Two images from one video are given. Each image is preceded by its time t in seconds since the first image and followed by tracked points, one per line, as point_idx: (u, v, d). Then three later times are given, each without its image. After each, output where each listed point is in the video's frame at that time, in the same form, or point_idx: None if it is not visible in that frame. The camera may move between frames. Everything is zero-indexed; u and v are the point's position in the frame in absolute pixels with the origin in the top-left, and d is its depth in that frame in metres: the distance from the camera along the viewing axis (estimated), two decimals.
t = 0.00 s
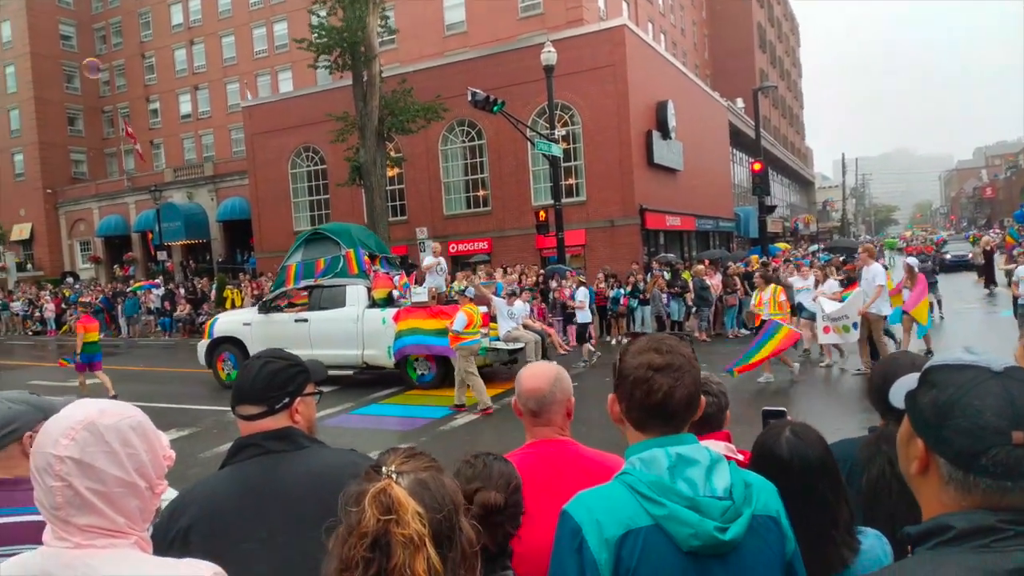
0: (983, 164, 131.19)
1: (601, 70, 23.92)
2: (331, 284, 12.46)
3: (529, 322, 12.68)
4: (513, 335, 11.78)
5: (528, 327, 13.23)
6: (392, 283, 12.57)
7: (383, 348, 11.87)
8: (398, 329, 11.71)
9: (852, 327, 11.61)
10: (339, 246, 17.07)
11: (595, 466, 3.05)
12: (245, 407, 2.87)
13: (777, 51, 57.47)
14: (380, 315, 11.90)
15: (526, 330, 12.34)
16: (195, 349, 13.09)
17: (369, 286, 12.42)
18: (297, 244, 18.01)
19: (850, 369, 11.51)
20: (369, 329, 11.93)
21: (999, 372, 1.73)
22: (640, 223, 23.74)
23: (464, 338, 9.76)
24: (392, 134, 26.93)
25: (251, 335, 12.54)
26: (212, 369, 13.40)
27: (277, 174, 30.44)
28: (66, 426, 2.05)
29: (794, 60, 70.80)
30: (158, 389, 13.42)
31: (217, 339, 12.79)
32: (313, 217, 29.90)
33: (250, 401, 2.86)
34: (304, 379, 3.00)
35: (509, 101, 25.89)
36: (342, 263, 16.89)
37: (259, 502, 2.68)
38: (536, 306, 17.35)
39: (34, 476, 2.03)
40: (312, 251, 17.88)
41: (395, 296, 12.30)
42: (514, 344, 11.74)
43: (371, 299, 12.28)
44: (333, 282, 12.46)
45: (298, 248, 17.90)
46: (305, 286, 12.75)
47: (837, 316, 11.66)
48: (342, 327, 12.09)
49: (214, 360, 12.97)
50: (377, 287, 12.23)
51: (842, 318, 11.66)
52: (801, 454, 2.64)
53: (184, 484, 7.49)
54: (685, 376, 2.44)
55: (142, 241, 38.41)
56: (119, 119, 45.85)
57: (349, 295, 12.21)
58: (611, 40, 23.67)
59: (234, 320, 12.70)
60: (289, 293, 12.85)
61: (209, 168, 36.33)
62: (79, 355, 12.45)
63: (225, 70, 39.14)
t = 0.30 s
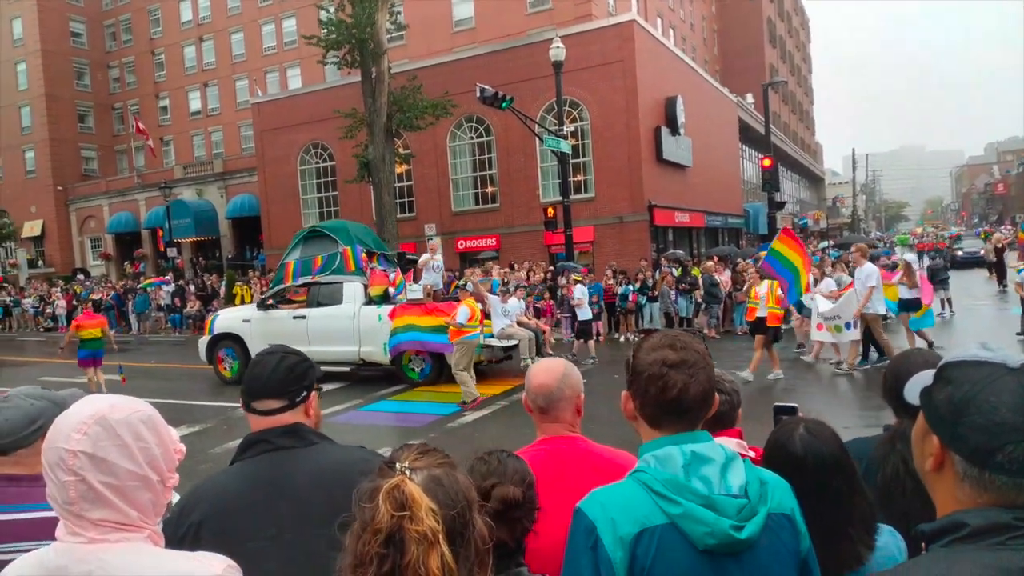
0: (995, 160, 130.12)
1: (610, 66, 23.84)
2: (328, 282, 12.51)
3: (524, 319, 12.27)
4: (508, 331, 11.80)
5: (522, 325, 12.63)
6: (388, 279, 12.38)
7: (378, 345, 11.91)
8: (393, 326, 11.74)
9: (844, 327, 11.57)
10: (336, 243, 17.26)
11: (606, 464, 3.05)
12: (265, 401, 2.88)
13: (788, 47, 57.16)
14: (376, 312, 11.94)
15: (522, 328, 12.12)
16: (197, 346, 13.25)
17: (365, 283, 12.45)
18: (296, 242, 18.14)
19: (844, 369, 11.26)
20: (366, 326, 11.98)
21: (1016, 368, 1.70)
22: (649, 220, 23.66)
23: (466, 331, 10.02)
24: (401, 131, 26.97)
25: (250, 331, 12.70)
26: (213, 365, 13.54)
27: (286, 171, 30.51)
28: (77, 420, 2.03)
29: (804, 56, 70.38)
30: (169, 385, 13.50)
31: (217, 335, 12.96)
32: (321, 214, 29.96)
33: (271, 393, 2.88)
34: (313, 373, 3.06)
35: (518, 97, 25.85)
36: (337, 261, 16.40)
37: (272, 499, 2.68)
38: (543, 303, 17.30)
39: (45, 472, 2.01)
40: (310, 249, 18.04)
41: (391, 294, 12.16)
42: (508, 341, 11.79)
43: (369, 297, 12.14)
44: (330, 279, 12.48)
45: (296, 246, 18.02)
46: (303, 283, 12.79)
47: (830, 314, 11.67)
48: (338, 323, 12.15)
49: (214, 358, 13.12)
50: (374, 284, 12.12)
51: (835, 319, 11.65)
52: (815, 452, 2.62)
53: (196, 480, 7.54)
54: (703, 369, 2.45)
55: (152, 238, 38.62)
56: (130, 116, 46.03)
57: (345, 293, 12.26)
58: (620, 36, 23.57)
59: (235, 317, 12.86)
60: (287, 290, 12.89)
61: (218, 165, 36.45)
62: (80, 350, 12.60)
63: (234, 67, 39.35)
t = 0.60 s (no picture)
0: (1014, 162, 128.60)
1: (624, 69, 23.82)
2: (332, 286, 12.55)
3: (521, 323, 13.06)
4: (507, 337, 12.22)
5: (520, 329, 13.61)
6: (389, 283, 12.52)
7: (380, 349, 11.97)
8: (393, 330, 11.85)
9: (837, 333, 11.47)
10: (339, 248, 17.59)
11: (623, 469, 3.03)
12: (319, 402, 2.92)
13: (803, 49, 56.86)
14: (378, 316, 12.02)
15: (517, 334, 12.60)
16: (204, 350, 13.42)
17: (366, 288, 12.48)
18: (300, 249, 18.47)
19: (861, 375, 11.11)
20: (367, 330, 12.02)
21: None
22: (663, 223, 23.58)
23: (473, 337, 9.92)
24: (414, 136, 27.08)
25: (255, 336, 12.82)
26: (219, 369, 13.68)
27: (301, 176, 30.71)
28: (94, 424, 2.04)
29: (820, 58, 69.97)
30: (186, 388, 13.60)
31: (224, 340, 13.11)
32: (336, 218, 30.14)
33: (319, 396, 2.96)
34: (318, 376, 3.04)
35: (531, 101, 25.88)
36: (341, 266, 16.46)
37: (291, 504, 2.68)
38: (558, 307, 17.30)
39: (62, 475, 2.01)
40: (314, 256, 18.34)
41: (393, 298, 12.37)
42: (507, 346, 12.08)
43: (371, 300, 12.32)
44: (335, 283, 12.51)
45: (301, 252, 18.35)
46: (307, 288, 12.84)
47: (825, 319, 11.57)
48: (340, 327, 12.20)
49: (220, 362, 13.27)
50: (376, 288, 12.39)
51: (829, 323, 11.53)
52: (833, 457, 2.59)
53: (212, 483, 7.58)
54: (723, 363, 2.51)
55: (169, 243, 38.97)
56: (147, 122, 46.49)
57: (348, 297, 12.31)
58: (634, 40, 23.54)
59: (241, 321, 13.00)
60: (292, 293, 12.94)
61: (234, 170, 36.76)
62: (92, 354, 12.73)
63: (251, 72, 39.75)
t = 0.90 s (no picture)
0: None
1: (633, 76, 23.86)
2: (333, 293, 12.60)
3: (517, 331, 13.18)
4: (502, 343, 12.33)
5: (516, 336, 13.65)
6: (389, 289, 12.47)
7: (379, 356, 12.04)
8: (392, 337, 11.91)
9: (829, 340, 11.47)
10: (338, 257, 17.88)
11: (635, 476, 3.03)
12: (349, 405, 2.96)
13: (813, 54, 56.74)
14: (377, 324, 12.06)
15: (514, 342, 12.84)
16: (208, 357, 13.58)
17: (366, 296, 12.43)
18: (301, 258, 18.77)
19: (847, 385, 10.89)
20: (366, 338, 12.07)
21: None
22: (674, 229, 23.53)
23: (467, 345, 9.87)
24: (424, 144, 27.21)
25: (258, 343, 12.95)
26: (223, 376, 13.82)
27: (312, 184, 30.88)
28: (107, 435, 2.06)
29: (830, 63, 69.80)
30: (198, 396, 13.66)
31: (227, 347, 13.25)
32: (347, 226, 30.28)
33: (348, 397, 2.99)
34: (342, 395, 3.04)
35: (541, 109, 25.94)
36: (341, 273, 16.49)
37: (308, 513, 2.69)
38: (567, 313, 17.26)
39: (76, 485, 2.03)
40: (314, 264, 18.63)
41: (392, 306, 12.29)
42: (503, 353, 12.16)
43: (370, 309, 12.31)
44: (335, 291, 12.56)
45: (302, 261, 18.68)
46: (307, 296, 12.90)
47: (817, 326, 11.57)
48: (339, 335, 12.27)
49: (224, 369, 13.41)
50: (375, 296, 12.29)
51: (821, 329, 11.52)
52: (848, 463, 2.58)
53: (226, 490, 7.62)
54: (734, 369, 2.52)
55: (182, 251, 39.25)
56: (160, 131, 46.92)
57: (347, 304, 12.34)
58: (643, 46, 23.58)
59: (244, 328, 13.12)
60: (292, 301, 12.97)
61: (246, 179, 37.00)
62: (100, 362, 12.84)
63: (262, 82, 40.16)
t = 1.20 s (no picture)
0: None
1: (647, 76, 23.80)
2: (337, 295, 12.68)
3: (515, 331, 13.16)
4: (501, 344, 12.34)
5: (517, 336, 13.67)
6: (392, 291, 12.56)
7: (381, 357, 12.12)
8: (394, 337, 11.92)
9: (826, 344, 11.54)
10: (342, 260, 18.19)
11: (647, 476, 3.02)
12: (308, 417, 2.91)
13: (829, 52, 56.29)
14: (379, 325, 12.12)
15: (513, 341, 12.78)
16: (216, 357, 13.76)
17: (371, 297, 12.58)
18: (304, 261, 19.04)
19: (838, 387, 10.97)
20: (369, 339, 12.15)
21: None
22: (688, 229, 23.43)
23: (465, 347, 9.94)
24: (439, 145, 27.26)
25: (264, 344, 13.11)
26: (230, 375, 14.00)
27: (327, 186, 31.06)
28: (122, 435, 2.08)
29: (846, 62, 69.18)
30: (215, 396, 13.76)
31: (234, 347, 13.43)
32: (361, 227, 30.42)
33: (316, 409, 2.89)
34: (361, 385, 3.06)
35: (555, 109, 25.93)
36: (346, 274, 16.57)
37: (324, 511, 2.71)
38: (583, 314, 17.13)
39: (92, 484, 2.05)
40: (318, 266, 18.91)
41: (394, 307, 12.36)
42: (503, 353, 12.30)
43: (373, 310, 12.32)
44: (339, 292, 12.64)
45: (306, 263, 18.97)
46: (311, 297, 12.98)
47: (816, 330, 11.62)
48: (342, 336, 12.35)
49: (230, 369, 13.58)
50: (377, 298, 12.36)
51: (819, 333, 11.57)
52: (867, 464, 2.55)
53: (243, 490, 7.68)
54: (722, 360, 2.52)
55: (199, 253, 39.58)
56: (177, 134, 47.37)
57: (350, 306, 12.41)
58: (657, 46, 23.51)
59: (250, 329, 13.29)
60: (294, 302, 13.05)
61: (262, 181, 37.27)
62: (112, 361, 13.03)
63: (278, 85, 40.46)
